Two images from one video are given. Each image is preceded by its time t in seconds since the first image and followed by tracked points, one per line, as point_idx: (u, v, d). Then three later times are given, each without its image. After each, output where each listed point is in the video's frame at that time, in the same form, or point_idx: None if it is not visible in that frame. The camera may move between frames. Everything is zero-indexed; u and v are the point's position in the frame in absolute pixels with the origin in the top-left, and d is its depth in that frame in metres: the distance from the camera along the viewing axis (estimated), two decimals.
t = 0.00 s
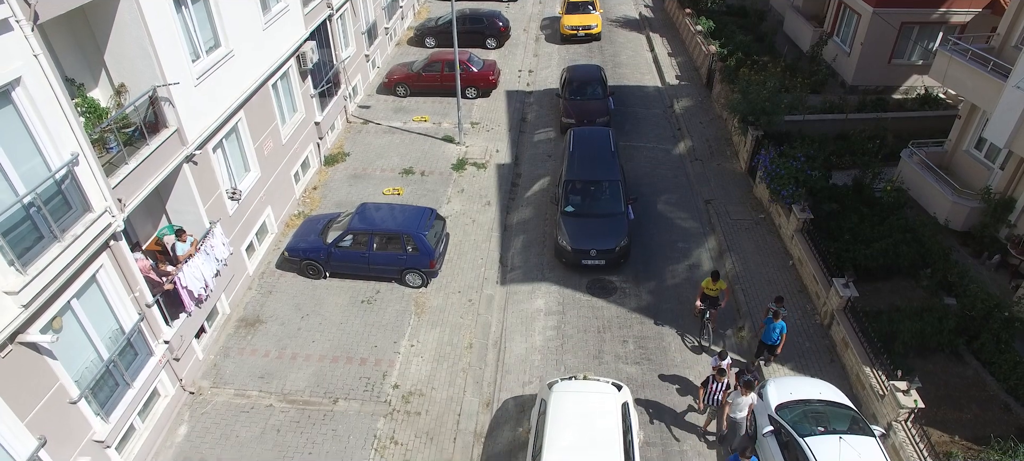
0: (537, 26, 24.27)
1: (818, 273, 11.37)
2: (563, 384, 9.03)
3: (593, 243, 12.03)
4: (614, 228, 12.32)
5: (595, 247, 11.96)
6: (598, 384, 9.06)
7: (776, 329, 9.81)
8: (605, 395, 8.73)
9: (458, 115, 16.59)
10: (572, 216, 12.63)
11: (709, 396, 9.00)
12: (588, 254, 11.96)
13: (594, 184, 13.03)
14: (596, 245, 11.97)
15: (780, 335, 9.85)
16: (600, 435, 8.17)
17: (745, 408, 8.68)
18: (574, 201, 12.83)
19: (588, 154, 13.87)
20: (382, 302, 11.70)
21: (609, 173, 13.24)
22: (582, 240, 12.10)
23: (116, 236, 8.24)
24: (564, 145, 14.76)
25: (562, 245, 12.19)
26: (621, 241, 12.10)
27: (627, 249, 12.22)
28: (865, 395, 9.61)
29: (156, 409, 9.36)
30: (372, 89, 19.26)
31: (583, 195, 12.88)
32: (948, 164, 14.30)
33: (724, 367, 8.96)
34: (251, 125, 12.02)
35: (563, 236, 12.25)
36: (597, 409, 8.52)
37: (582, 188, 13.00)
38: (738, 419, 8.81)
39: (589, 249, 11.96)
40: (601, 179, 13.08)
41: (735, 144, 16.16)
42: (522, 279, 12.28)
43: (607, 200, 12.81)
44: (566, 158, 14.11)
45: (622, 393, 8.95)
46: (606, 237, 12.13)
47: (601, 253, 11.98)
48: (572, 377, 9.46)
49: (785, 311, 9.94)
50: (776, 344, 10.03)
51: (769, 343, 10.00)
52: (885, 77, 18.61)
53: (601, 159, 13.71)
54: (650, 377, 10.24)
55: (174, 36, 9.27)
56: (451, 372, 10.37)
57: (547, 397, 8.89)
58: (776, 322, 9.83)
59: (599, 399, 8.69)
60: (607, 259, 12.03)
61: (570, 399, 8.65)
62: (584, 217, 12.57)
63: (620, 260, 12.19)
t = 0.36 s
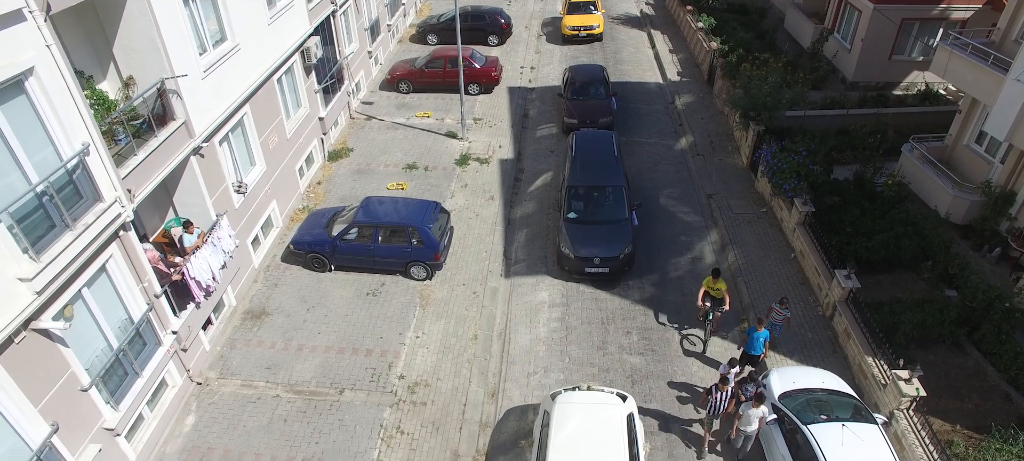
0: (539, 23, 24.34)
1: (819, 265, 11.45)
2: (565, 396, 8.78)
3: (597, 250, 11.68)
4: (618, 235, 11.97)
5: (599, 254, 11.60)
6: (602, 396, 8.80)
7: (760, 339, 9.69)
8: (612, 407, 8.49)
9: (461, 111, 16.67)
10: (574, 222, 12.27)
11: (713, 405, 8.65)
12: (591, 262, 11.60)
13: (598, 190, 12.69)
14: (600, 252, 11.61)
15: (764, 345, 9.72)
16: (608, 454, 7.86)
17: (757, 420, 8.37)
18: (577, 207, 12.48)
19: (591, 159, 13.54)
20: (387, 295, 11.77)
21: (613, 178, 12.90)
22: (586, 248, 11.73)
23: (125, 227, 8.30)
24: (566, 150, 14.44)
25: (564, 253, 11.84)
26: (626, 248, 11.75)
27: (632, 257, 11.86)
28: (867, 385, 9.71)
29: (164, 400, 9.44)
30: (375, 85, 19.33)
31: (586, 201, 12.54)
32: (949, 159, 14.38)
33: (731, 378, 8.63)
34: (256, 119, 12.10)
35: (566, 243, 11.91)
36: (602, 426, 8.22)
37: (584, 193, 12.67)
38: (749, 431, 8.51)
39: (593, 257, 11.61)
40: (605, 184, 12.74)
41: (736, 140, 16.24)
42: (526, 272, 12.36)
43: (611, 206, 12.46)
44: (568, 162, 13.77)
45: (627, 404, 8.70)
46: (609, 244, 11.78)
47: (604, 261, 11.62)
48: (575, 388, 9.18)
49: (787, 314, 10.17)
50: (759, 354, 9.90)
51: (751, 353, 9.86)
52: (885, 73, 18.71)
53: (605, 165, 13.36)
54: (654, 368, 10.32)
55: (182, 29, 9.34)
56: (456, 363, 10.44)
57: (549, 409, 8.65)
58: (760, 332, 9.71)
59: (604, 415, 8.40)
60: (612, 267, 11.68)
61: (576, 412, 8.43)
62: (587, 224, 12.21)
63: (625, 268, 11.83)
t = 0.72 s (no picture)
0: (541, 21, 24.43)
1: (821, 259, 11.56)
2: (570, 409, 8.61)
3: (602, 259, 11.45)
4: (623, 243, 11.74)
5: (604, 264, 11.39)
6: (608, 409, 8.62)
7: (750, 348, 9.64)
8: (615, 422, 8.29)
9: (464, 108, 16.77)
10: (578, 230, 12.01)
11: (720, 420, 8.46)
12: (596, 271, 11.39)
13: (602, 197, 12.42)
14: (605, 261, 11.40)
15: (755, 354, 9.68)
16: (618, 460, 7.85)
17: (765, 433, 8.17)
18: (581, 214, 12.22)
19: (596, 163, 13.27)
20: (392, 289, 11.86)
21: (618, 184, 12.63)
22: (590, 256, 11.50)
23: (136, 219, 8.40)
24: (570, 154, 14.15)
25: (567, 261, 11.61)
26: (631, 257, 11.53)
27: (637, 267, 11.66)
28: (868, 377, 9.82)
29: (173, 391, 9.52)
30: (378, 83, 19.42)
31: (590, 208, 12.27)
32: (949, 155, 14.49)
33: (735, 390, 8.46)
34: (263, 114, 12.20)
35: (569, 252, 11.66)
36: (605, 439, 8.08)
37: (589, 200, 12.38)
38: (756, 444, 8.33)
39: (597, 266, 11.39)
40: (610, 191, 12.48)
41: (738, 136, 16.35)
42: (530, 266, 12.46)
43: (616, 213, 12.19)
44: (572, 168, 13.51)
45: (632, 418, 8.52)
46: (614, 252, 11.54)
47: (609, 271, 11.42)
48: (580, 400, 9.03)
49: (785, 317, 10.24)
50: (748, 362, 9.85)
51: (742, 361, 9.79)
52: (886, 71, 18.82)
53: (609, 170, 13.09)
54: (658, 360, 10.43)
55: (191, 25, 9.44)
56: (461, 356, 10.54)
57: (553, 423, 8.50)
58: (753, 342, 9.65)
59: (609, 428, 8.24)
60: (617, 276, 11.47)
61: (583, 428, 8.24)
62: (591, 232, 11.96)
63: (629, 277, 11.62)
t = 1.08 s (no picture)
0: (541, 21, 24.56)
1: (818, 256, 11.73)
2: (569, 428, 8.48)
3: (601, 271, 11.22)
4: (623, 255, 11.50)
5: (604, 276, 11.15)
6: (608, 428, 8.52)
7: (742, 357, 9.45)
8: (618, 443, 8.18)
9: (465, 107, 16.92)
10: (578, 242, 11.77)
11: (724, 436, 8.51)
12: (596, 283, 11.16)
13: (602, 207, 12.20)
14: (605, 273, 11.17)
15: (746, 364, 9.48)
16: None
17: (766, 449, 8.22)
18: (581, 225, 11.99)
19: (597, 173, 13.08)
20: (395, 286, 12.02)
21: (619, 195, 12.43)
22: (590, 268, 11.27)
23: (144, 216, 8.55)
24: (571, 163, 13.94)
25: (567, 274, 11.38)
26: (630, 269, 11.29)
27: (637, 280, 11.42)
28: (864, 371, 10.00)
29: (180, 386, 9.67)
30: (380, 83, 19.57)
31: (590, 218, 12.04)
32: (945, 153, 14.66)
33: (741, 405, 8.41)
34: (267, 113, 12.36)
35: (569, 264, 11.44)
36: None
37: (589, 210, 12.17)
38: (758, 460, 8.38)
39: (597, 278, 11.16)
40: (610, 201, 12.27)
41: (736, 135, 16.52)
42: (531, 263, 12.61)
43: (616, 224, 11.97)
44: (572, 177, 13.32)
45: (634, 438, 8.39)
46: (614, 264, 11.32)
47: (609, 283, 11.18)
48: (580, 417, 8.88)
49: (768, 330, 9.97)
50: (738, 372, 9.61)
51: (733, 371, 9.55)
52: (883, 70, 18.99)
53: (610, 180, 12.88)
54: (657, 355, 10.60)
55: (198, 25, 9.59)
56: (463, 351, 10.69)
57: (552, 442, 8.37)
58: (743, 350, 9.47)
59: (610, 450, 8.12)
60: (617, 289, 11.23)
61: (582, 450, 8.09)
62: (591, 243, 11.71)
63: (629, 290, 11.39)
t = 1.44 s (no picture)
0: (541, 21, 24.65)
1: (815, 253, 11.86)
2: (568, 448, 8.19)
3: (601, 283, 11.03)
4: (623, 267, 11.31)
5: (603, 288, 10.97)
6: (607, 447, 8.26)
7: (734, 367, 9.37)
8: None
9: (466, 106, 17.03)
10: (577, 253, 11.58)
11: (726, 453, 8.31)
12: (595, 296, 10.97)
13: (602, 218, 12.00)
14: (605, 286, 10.98)
15: (739, 374, 9.40)
16: None
17: None
18: (580, 236, 11.80)
19: (596, 183, 12.88)
20: (396, 283, 12.14)
21: (619, 205, 12.22)
22: (590, 281, 11.08)
23: (149, 212, 8.67)
24: (570, 172, 13.75)
25: (566, 286, 11.19)
26: (631, 281, 11.11)
27: (638, 293, 11.24)
28: (860, 365, 10.13)
29: (184, 381, 9.78)
30: (380, 82, 19.68)
31: (590, 229, 11.85)
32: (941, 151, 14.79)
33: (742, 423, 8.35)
34: (269, 112, 12.48)
35: (568, 276, 11.24)
36: None
37: (589, 221, 11.98)
38: None
39: (597, 290, 10.97)
40: (610, 212, 12.07)
41: (734, 134, 16.64)
42: (530, 260, 12.73)
43: (616, 236, 11.77)
44: (571, 187, 13.14)
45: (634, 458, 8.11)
46: (613, 277, 11.14)
47: (609, 295, 11.00)
48: (579, 435, 8.63)
49: (757, 341, 9.85)
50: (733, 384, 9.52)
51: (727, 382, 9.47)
52: (881, 69, 19.12)
53: (610, 190, 12.68)
54: (655, 351, 10.73)
55: (202, 25, 9.71)
56: (463, 347, 10.81)
57: None
58: (736, 361, 9.38)
59: None
60: (616, 302, 11.04)
61: None
62: (591, 256, 11.51)
63: (629, 303, 11.20)
